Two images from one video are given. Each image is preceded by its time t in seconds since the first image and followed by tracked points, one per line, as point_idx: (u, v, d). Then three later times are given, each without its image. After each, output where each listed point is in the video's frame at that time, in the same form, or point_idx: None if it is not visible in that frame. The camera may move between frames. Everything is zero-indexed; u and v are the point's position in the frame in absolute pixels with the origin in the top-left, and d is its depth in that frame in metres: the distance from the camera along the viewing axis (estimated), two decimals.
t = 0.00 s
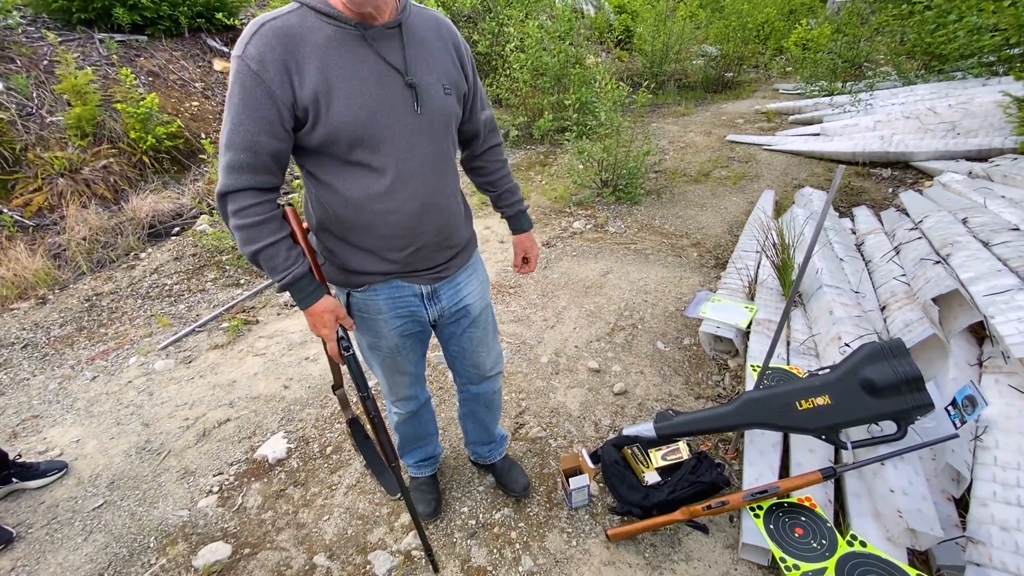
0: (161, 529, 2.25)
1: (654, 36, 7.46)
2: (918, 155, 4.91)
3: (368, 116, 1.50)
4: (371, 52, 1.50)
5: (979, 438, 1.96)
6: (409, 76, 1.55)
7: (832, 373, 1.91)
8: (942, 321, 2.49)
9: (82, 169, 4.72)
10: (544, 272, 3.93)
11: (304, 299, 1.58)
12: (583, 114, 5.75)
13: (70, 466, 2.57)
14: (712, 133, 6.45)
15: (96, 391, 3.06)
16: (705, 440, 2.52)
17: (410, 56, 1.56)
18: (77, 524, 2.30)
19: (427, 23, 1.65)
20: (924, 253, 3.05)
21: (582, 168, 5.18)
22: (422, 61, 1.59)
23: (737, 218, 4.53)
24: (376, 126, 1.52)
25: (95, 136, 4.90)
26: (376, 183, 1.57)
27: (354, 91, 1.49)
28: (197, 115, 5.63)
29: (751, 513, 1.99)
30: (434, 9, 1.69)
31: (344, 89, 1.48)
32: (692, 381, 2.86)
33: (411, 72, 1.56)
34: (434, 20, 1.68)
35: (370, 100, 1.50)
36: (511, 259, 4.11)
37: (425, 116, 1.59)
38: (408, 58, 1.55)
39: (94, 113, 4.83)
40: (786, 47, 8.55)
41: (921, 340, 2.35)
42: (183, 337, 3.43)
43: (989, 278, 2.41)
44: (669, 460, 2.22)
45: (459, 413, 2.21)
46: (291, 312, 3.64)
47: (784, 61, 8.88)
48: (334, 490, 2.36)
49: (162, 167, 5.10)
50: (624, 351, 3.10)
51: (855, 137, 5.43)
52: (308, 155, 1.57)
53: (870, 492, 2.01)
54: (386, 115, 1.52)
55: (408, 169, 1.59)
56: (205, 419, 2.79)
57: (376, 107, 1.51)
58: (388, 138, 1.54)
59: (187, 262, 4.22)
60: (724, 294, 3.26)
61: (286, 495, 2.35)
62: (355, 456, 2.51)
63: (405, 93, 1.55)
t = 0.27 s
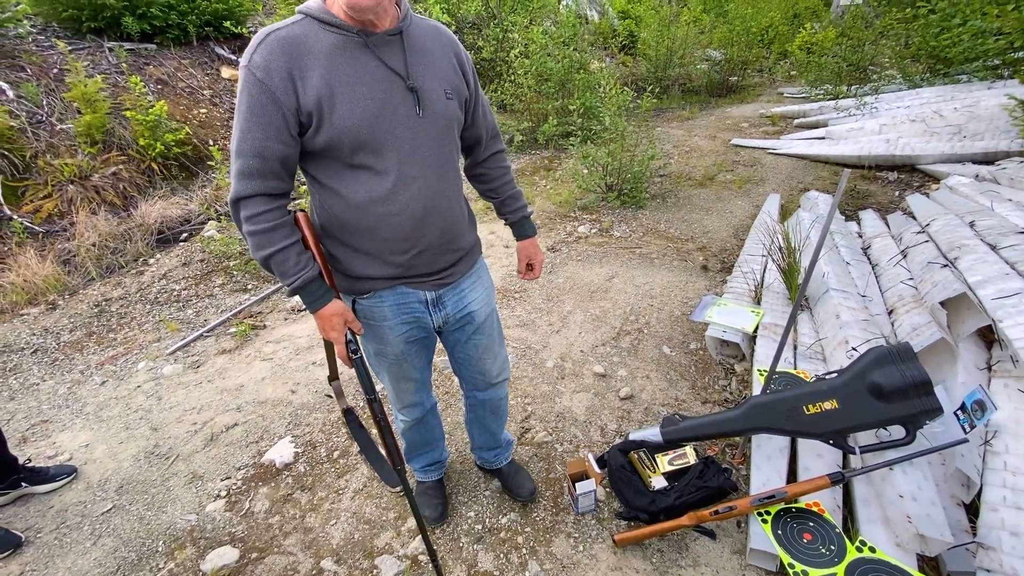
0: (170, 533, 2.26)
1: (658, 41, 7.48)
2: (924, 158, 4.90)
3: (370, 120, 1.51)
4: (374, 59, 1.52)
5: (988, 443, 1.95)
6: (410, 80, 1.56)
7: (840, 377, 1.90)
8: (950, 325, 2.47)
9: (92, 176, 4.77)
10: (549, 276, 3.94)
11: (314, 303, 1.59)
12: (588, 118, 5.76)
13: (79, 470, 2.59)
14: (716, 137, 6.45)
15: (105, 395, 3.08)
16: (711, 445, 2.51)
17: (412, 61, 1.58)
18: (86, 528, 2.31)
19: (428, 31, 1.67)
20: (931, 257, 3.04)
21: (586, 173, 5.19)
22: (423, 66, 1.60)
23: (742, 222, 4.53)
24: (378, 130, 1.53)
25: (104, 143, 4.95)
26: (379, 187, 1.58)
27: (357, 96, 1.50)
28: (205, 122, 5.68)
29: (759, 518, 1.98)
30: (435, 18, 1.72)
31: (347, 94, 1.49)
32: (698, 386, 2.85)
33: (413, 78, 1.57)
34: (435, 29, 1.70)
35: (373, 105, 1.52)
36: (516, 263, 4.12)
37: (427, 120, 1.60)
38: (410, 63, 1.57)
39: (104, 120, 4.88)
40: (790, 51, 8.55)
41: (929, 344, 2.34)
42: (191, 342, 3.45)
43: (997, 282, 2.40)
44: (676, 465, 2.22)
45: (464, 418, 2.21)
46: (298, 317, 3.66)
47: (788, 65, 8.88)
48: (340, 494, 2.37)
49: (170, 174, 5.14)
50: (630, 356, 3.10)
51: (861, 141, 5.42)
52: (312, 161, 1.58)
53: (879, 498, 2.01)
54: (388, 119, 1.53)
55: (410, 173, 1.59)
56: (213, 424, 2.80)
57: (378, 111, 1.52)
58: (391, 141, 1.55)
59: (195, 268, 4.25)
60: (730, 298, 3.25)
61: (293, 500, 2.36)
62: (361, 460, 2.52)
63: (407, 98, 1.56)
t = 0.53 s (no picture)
0: (180, 541, 2.29)
1: (661, 49, 7.54)
2: (928, 165, 4.91)
3: (375, 136, 1.55)
4: (379, 76, 1.56)
5: (993, 451, 1.95)
6: (415, 96, 1.60)
7: (843, 385, 1.91)
8: (954, 333, 2.48)
9: (102, 187, 4.84)
10: (554, 284, 3.96)
11: (321, 312, 1.61)
12: (591, 128, 5.81)
13: (90, 479, 2.61)
14: (720, 145, 6.48)
15: (115, 404, 3.12)
16: (717, 453, 2.52)
17: (416, 78, 1.61)
18: (97, 537, 2.33)
19: (432, 48, 1.70)
20: (936, 264, 3.05)
21: (590, 182, 5.23)
22: (427, 82, 1.63)
23: (747, 229, 4.54)
24: (383, 145, 1.56)
25: (115, 154, 5.02)
26: (384, 200, 1.61)
27: (363, 112, 1.53)
28: (213, 133, 5.76)
29: (764, 527, 1.98)
30: (439, 36, 1.75)
31: (353, 110, 1.53)
32: (703, 395, 2.86)
33: (416, 94, 1.60)
34: (440, 46, 1.74)
35: (378, 120, 1.55)
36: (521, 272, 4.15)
37: (431, 134, 1.63)
38: (414, 80, 1.60)
39: (114, 132, 4.96)
40: (793, 58, 8.59)
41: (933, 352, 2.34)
42: (200, 351, 3.49)
43: (1001, 289, 2.41)
44: (681, 473, 2.23)
45: (470, 427, 2.23)
46: (305, 326, 3.69)
47: (791, 73, 8.91)
48: (348, 502, 2.39)
49: (179, 184, 5.21)
50: (634, 364, 3.11)
51: (864, 148, 5.44)
52: (320, 175, 1.62)
53: (884, 506, 2.00)
54: (392, 134, 1.56)
55: (414, 185, 1.62)
56: (222, 432, 2.83)
57: (383, 126, 1.55)
58: (395, 155, 1.58)
59: (204, 277, 4.29)
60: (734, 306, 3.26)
61: (301, 508, 2.38)
62: (368, 469, 2.54)
63: (411, 113, 1.59)
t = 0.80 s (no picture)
0: (188, 550, 2.31)
1: (662, 60, 7.60)
2: (929, 172, 4.93)
3: (380, 152, 1.59)
4: (385, 96, 1.60)
5: (994, 457, 1.96)
6: (419, 115, 1.64)
7: (845, 393, 1.93)
8: (955, 340, 2.49)
9: (112, 200, 4.91)
10: (557, 293, 3.99)
11: (327, 324, 1.65)
12: (593, 138, 5.86)
13: (100, 488, 2.64)
14: (721, 154, 6.52)
15: (124, 414, 3.15)
16: (720, 462, 2.54)
17: (421, 97, 1.66)
18: (107, 546, 2.36)
19: (437, 69, 1.75)
20: (936, 272, 3.06)
21: (593, 191, 5.27)
22: (431, 102, 1.68)
23: (749, 238, 4.57)
24: (388, 161, 1.60)
25: (124, 167, 5.09)
26: (388, 215, 1.65)
27: (368, 131, 1.57)
28: (220, 146, 5.84)
29: (768, 534, 1.99)
30: (444, 56, 1.80)
31: (359, 128, 1.57)
32: (706, 403, 2.88)
33: (420, 113, 1.64)
34: (444, 67, 1.78)
35: (383, 138, 1.59)
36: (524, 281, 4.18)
37: (434, 152, 1.66)
38: (418, 99, 1.65)
39: (123, 146, 5.03)
40: (793, 67, 8.65)
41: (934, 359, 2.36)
42: (207, 361, 3.52)
43: (1000, 296, 2.43)
44: (684, 481, 2.24)
45: (474, 436, 2.25)
46: (311, 336, 3.73)
47: (792, 81, 8.96)
48: (354, 511, 2.41)
49: (186, 196, 5.28)
50: (638, 373, 3.13)
51: (866, 156, 5.47)
52: (327, 190, 1.65)
53: (887, 513, 2.02)
54: (396, 151, 1.60)
55: (417, 201, 1.66)
56: (229, 442, 2.86)
57: (388, 144, 1.59)
58: (399, 172, 1.62)
59: (211, 288, 4.34)
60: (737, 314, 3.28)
61: (308, 517, 2.40)
62: (374, 478, 2.56)
63: (415, 131, 1.63)
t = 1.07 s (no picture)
0: (189, 562, 2.30)
1: (662, 69, 7.64)
2: (930, 179, 4.92)
3: (378, 165, 1.59)
4: (384, 108, 1.60)
5: (1004, 466, 1.92)
6: (418, 127, 1.64)
7: (849, 401, 1.91)
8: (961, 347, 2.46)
9: (116, 211, 4.93)
10: (560, 302, 3.99)
11: (327, 335, 1.65)
12: (594, 147, 5.88)
13: (102, 500, 2.64)
14: (722, 162, 6.53)
15: (127, 425, 3.15)
16: (725, 471, 2.52)
17: (420, 109, 1.66)
18: (108, 558, 2.35)
19: (438, 81, 1.75)
20: (940, 278, 3.05)
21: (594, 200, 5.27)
22: (431, 114, 1.68)
23: (751, 245, 4.56)
24: (386, 173, 1.60)
25: (128, 179, 5.13)
26: (386, 227, 1.65)
27: (368, 142, 1.58)
28: (224, 157, 5.88)
29: (774, 545, 1.97)
30: (446, 67, 1.80)
31: (358, 140, 1.57)
32: (710, 412, 2.86)
33: (419, 125, 1.65)
34: (446, 78, 1.78)
35: (381, 150, 1.59)
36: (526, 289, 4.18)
37: (432, 163, 1.67)
38: (418, 111, 1.65)
39: (128, 158, 5.07)
40: (793, 75, 8.69)
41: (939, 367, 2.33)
42: (209, 372, 3.52)
43: (1005, 303, 2.41)
44: (689, 491, 2.22)
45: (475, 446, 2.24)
46: (313, 346, 3.73)
47: (792, 89, 9.00)
48: (356, 523, 2.39)
49: (190, 208, 5.30)
50: (641, 382, 3.12)
51: (867, 162, 5.47)
52: (326, 201, 1.66)
53: (895, 523, 2.00)
54: (395, 163, 1.61)
55: (415, 213, 1.66)
56: (231, 453, 2.85)
57: (386, 155, 1.59)
58: (397, 184, 1.62)
59: (213, 299, 4.35)
60: (740, 322, 3.27)
61: (309, 529, 2.39)
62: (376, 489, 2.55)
63: (414, 143, 1.63)
